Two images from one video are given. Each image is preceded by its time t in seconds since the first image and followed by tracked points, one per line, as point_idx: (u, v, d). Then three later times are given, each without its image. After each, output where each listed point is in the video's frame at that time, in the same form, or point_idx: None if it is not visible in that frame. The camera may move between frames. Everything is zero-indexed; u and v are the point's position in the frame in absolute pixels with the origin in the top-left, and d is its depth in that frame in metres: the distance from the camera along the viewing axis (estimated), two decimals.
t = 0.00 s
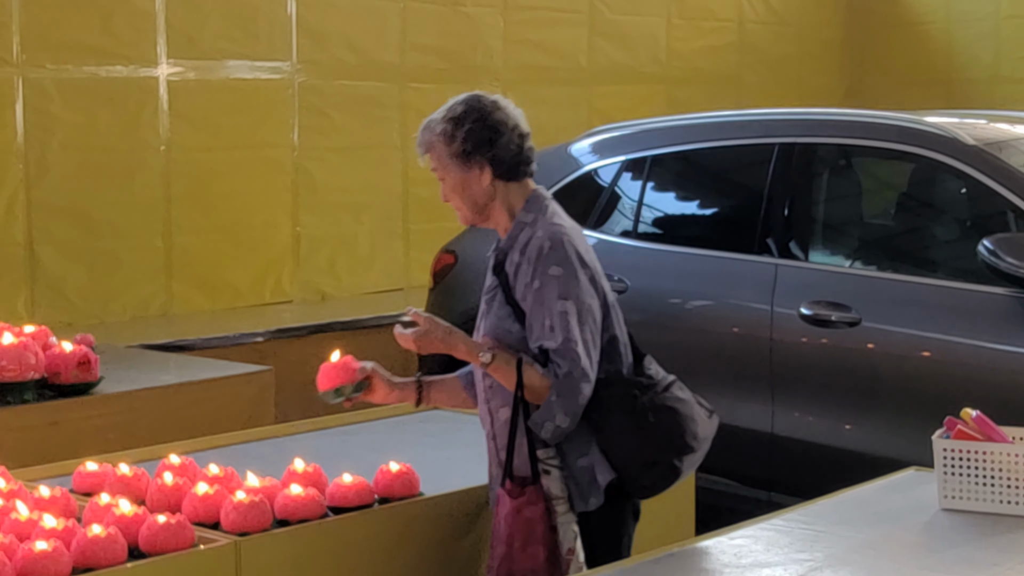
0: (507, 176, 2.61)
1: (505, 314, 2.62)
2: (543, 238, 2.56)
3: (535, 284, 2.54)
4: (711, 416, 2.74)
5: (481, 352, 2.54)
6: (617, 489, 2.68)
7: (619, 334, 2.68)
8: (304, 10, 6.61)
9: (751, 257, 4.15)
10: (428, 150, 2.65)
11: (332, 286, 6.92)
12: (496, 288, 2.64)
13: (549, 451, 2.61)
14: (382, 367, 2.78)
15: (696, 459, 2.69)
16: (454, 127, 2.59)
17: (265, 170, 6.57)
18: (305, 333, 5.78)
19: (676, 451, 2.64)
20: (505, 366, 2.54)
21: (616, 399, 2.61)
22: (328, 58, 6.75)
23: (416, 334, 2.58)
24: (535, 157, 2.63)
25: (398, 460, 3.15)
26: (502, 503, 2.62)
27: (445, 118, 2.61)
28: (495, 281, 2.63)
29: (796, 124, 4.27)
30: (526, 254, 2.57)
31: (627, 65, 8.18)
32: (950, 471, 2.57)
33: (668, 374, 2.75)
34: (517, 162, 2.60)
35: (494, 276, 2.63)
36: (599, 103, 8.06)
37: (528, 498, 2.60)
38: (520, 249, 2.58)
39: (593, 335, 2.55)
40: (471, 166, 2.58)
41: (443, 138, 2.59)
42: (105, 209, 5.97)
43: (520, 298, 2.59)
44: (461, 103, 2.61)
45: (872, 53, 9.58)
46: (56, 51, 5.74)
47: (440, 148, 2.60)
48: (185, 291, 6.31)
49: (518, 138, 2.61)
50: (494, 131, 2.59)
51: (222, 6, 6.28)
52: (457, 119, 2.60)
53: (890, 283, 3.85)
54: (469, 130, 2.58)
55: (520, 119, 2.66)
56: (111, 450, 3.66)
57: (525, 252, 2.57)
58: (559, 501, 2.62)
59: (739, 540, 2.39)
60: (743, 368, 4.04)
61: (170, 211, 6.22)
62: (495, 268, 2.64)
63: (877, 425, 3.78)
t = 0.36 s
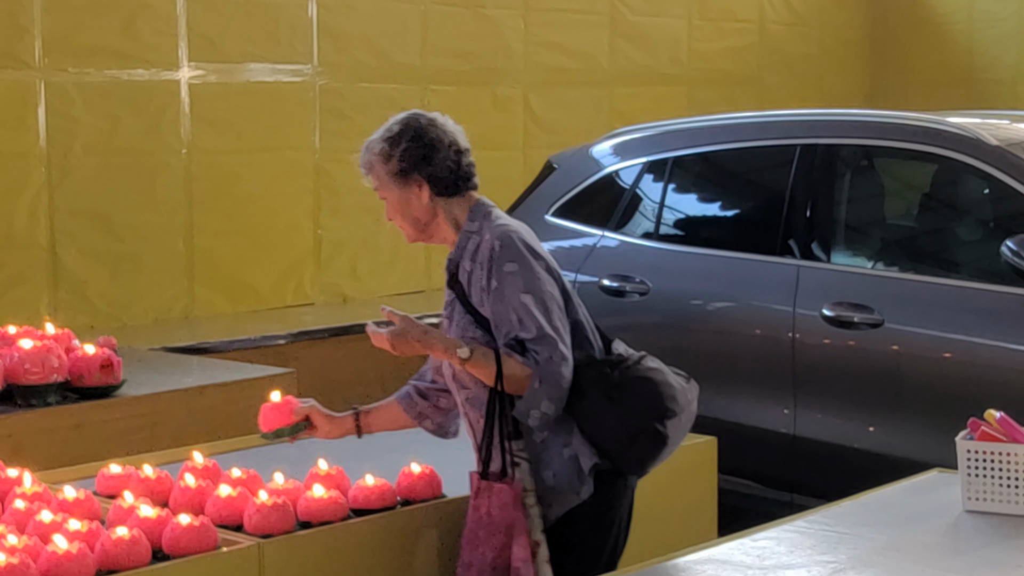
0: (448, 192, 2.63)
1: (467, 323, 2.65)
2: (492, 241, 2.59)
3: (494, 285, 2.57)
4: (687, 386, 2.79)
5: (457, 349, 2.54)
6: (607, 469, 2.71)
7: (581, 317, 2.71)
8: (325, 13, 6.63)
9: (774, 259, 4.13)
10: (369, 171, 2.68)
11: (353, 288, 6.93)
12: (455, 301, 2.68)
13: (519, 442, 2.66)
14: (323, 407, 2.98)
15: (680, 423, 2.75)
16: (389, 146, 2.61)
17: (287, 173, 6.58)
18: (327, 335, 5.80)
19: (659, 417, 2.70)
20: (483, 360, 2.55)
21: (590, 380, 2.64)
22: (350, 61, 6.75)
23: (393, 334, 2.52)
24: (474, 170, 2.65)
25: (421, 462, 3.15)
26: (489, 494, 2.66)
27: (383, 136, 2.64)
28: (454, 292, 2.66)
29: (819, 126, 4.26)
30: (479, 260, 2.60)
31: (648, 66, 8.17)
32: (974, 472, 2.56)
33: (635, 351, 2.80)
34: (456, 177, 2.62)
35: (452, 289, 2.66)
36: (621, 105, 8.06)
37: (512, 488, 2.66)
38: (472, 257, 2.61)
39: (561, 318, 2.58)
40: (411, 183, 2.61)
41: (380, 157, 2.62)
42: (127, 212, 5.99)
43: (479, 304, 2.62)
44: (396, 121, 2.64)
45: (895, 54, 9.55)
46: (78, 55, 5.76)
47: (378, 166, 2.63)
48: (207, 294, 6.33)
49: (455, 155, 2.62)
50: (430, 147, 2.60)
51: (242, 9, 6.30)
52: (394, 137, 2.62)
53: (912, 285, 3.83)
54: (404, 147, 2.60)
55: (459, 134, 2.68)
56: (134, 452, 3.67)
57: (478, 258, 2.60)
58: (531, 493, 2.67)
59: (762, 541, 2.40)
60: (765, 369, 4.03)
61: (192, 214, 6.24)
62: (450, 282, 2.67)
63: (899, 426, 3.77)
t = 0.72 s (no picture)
0: (428, 202, 2.72)
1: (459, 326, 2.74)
2: (477, 241, 2.68)
3: (485, 283, 2.66)
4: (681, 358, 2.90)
5: (454, 343, 2.61)
6: (615, 449, 2.80)
7: (569, 311, 2.84)
8: (346, 14, 6.65)
9: (794, 260, 4.14)
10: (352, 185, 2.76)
11: (374, 288, 6.95)
12: (444, 306, 2.76)
13: (506, 430, 2.71)
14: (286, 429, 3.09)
15: (682, 392, 2.85)
16: (371, 160, 2.70)
17: (308, 174, 6.60)
18: (348, 336, 5.82)
19: (658, 387, 2.80)
20: (481, 349, 2.61)
21: (587, 363, 2.76)
22: (371, 62, 6.77)
23: (392, 329, 2.57)
24: (454, 180, 2.74)
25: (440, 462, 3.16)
26: (464, 484, 2.64)
27: (364, 150, 2.72)
28: (442, 298, 2.74)
29: (839, 126, 4.26)
30: (467, 262, 2.69)
31: (669, 67, 8.17)
32: (993, 473, 2.57)
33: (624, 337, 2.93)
34: (437, 188, 2.71)
35: (440, 295, 2.75)
36: (641, 106, 8.07)
37: (491, 482, 2.63)
38: (458, 260, 2.71)
39: (551, 307, 2.69)
40: (393, 196, 2.70)
41: (361, 171, 2.71)
42: (148, 213, 6.02)
43: (469, 304, 2.71)
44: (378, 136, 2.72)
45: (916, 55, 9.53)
46: (101, 56, 5.79)
47: (361, 180, 2.71)
48: (228, 295, 6.35)
49: (435, 166, 2.71)
50: (411, 160, 2.69)
51: (264, 11, 6.33)
52: (375, 151, 2.71)
53: (931, 286, 3.83)
54: (386, 161, 2.69)
55: (438, 145, 2.76)
56: (155, 453, 3.69)
57: (465, 260, 2.70)
58: (514, 483, 2.69)
59: (780, 541, 2.40)
60: (784, 371, 4.03)
61: (213, 214, 6.26)
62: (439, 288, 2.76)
63: (919, 427, 3.77)
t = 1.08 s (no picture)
0: (428, 212, 2.73)
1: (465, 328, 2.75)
2: (479, 243, 2.70)
3: (491, 283, 2.68)
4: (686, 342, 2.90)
5: (466, 339, 2.62)
6: (628, 437, 2.79)
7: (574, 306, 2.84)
8: (364, 15, 6.66)
9: (811, 261, 4.13)
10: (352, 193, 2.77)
11: (391, 288, 6.96)
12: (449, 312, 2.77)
13: (519, 424, 2.71)
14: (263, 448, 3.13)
15: (694, 372, 2.84)
16: (373, 168, 2.71)
17: (325, 173, 6.61)
18: (365, 335, 5.83)
19: (669, 369, 2.80)
20: (492, 347, 2.63)
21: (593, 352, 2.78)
22: (388, 62, 6.78)
23: (405, 326, 2.58)
24: (455, 191, 2.75)
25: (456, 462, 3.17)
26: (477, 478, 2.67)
27: (366, 158, 2.74)
28: (446, 305, 2.76)
29: (857, 127, 4.26)
30: (470, 264, 2.70)
31: (686, 67, 8.17)
32: (1009, 475, 2.56)
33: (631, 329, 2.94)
34: (438, 197, 2.72)
35: (444, 302, 2.76)
36: (658, 107, 8.06)
37: (504, 476, 2.65)
38: (460, 264, 2.72)
39: (558, 301, 2.72)
40: (394, 204, 2.71)
41: (363, 179, 2.72)
42: (165, 212, 6.03)
43: (474, 306, 2.72)
44: (380, 145, 2.73)
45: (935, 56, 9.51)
46: (119, 56, 5.81)
47: (363, 188, 2.73)
48: (245, 293, 6.37)
49: (437, 176, 2.73)
50: (414, 169, 2.70)
51: (281, 11, 6.34)
52: (377, 159, 2.72)
53: (949, 288, 3.82)
54: (388, 170, 2.70)
55: (440, 157, 2.78)
56: (172, 451, 3.70)
57: (467, 262, 2.71)
58: (528, 476, 2.69)
59: (796, 542, 2.40)
60: (801, 371, 4.02)
61: (230, 213, 6.28)
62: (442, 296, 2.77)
63: (936, 428, 3.76)
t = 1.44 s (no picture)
0: (440, 215, 2.72)
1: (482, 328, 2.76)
2: (495, 242, 2.70)
3: (509, 280, 2.68)
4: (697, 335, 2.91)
5: (489, 339, 2.64)
6: (646, 431, 2.79)
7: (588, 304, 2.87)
8: (378, 15, 6.66)
9: (825, 262, 4.12)
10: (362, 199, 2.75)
11: (404, 288, 6.97)
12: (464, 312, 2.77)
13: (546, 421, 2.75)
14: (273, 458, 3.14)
15: (707, 367, 2.86)
16: (384, 173, 2.70)
17: (339, 173, 6.61)
18: (378, 335, 5.84)
19: (687, 360, 2.81)
20: (515, 347, 2.65)
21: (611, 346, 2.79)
22: (402, 62, 6.78)
23: (429, 327, 2.58)
24: (465, 195, 2.75)
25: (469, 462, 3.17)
26: (524, 478, 2.71)
27: (377, 163, 2.73)
28: (461, 305, 2.76)
29: (872, 128, 4.25)
30: (485, 264, 2.71)
31: (700, 68, 8.16)
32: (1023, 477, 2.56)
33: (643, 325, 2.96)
34: (449, 201, 2.71)
35: (459, 302, 2.76)
36: (672, 107, 8.06)
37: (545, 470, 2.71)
38: (475, 264, 2.72)
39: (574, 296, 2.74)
40: (406, 207, 2.69)
41: (375, 183, 2.71)
42: (180, 211, 6.04)
43: (490, 306, 2.72)
44: (392, 149, 2.73)
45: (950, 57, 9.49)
46: (134, 55, 5.82)
47: (374, 193, 2.71)
48: (259, 293, 6.37)
49: (448, 179, 2.72)
50: (425, 173, 2.70)
51: (295, 11, 6.35)
52: (389, 164, 2.71)
53: (963, 290, 3.81)
54: (400, 173, 2.69)
55: (449, 162, 2.77)
56: (186, 450, 3.71)
57: (482, 262, 2.71)
58: (560, 471, 2.73)
59: (810, 543, 2.40)
60: (815, 373, 4.02)
61: (244, 213, 6.28)
62: (456, 298, 2.77)
63: (950, 431, 3.75)
